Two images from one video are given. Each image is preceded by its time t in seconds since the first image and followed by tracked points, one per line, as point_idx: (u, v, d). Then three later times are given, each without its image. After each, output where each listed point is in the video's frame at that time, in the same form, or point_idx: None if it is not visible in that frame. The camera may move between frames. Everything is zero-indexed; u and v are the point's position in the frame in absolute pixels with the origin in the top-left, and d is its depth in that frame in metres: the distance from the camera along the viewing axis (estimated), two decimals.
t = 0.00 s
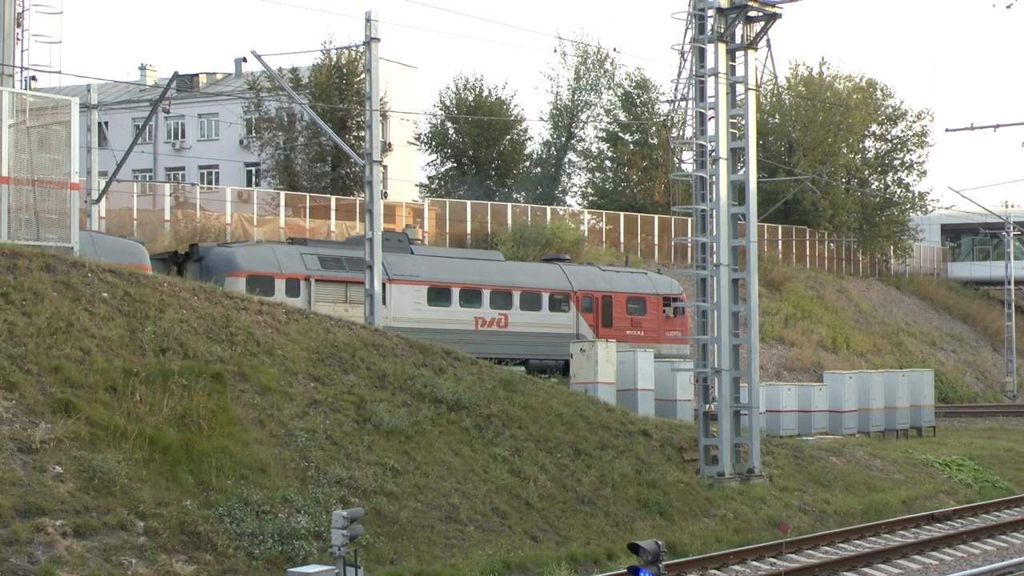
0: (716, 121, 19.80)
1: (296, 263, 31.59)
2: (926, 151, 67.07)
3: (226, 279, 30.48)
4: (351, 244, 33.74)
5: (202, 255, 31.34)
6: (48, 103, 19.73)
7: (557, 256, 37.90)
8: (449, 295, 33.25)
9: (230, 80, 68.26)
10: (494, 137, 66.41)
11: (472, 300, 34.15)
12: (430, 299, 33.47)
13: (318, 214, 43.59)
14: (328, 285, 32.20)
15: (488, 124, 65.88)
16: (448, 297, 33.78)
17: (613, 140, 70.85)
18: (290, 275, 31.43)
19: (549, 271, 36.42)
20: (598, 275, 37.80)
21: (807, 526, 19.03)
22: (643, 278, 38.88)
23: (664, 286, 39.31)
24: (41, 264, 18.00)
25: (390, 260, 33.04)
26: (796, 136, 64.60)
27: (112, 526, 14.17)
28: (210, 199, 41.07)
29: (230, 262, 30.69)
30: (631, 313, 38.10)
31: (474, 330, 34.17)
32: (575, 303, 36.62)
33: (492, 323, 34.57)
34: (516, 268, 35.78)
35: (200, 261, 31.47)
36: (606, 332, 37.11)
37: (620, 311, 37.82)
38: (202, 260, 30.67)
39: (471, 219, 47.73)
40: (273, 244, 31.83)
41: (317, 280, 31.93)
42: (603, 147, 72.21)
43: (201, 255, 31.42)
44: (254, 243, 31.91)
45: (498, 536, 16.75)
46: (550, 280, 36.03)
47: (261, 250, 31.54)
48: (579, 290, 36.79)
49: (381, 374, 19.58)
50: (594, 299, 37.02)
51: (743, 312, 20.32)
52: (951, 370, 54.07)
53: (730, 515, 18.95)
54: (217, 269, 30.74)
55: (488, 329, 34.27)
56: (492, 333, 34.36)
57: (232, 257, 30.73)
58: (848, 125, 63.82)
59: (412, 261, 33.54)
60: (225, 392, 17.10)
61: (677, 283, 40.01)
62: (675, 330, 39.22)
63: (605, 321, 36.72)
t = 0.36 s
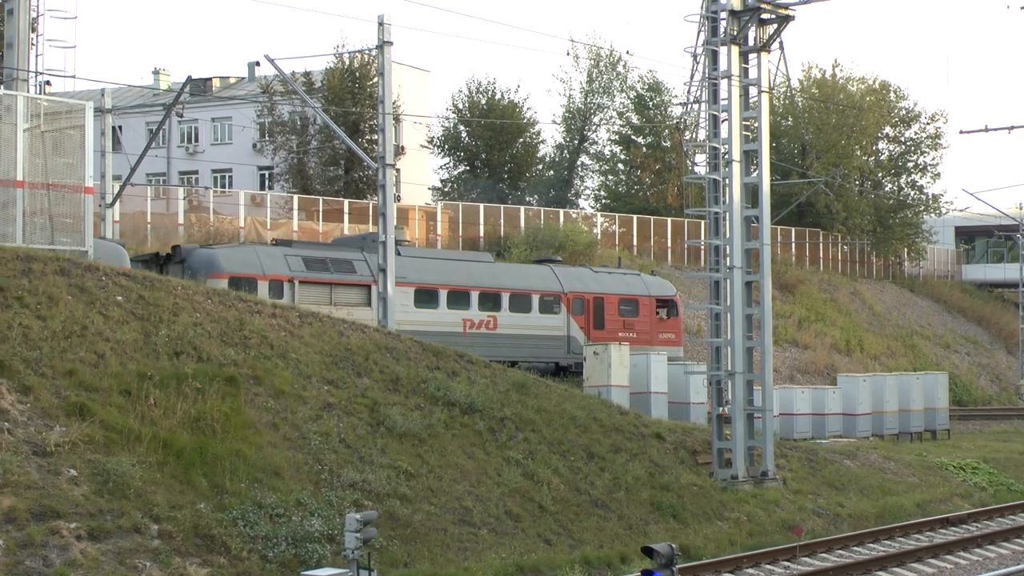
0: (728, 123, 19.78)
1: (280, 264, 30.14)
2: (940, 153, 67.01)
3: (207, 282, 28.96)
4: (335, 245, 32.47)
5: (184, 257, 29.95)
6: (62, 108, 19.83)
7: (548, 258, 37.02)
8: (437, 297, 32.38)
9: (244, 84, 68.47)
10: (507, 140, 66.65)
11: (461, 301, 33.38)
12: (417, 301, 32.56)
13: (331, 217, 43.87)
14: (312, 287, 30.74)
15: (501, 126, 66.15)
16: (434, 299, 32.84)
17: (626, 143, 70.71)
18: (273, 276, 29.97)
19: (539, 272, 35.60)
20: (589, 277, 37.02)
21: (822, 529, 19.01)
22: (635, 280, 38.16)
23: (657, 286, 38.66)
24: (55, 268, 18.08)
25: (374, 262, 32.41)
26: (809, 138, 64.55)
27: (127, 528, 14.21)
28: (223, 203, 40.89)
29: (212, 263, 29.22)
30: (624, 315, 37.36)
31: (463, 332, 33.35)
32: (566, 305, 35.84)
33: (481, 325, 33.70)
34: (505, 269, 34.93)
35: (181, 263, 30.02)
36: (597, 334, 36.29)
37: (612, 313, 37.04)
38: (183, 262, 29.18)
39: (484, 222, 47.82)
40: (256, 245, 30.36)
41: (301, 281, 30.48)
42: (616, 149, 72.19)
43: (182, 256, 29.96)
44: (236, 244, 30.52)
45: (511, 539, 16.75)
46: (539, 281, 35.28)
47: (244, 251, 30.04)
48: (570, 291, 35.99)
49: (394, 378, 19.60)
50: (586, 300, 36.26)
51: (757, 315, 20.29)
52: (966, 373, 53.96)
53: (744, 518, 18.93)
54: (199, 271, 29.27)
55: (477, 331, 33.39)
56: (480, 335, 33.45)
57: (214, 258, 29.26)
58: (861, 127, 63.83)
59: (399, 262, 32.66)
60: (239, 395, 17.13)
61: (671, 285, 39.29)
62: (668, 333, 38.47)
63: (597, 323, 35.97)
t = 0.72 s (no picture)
0: (744, 126, 19.80)
1: (265, 267, 30.34)
2: (956, 156, 66.85)
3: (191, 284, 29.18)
4: (324, 247, 32.56)
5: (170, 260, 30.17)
6: (79, 113, 19.88)
7: (540, 260, 37.17)
8: (424, 299, 32.63)
9: (260, 88, 68.69)
10: (522, 143, 66.94)
11: (449, 304, 33.64)
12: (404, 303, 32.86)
13: (347, 221, 43.68)
14: (297, 290, 30.86)
15: (515, 131, 66.50)
16: (423, 302, 33.15)
17: (641, 146, 70.55)
18: (259, 279, 30.16)
19: (529, 274, 35.88)
20: (582, 280, 37.12)
21: (839, 533, 18.96)
22: (629, 282, 38.12)
23: (651, 289, 38.53)
24: (72, 273, 18.17)
25: (364, 264, 32.54)
26: (824, 141, 64.40)
27: (144, 533, 14.23)
28: (239, 207, 41.39)
29: (196, 266, 29.46)
30: (617, 317, 37.43)
31: (451, 334, 33.60)
32: (558, 308, 35.98)
33: (470, 328, 33.95)
34: (496, 272, 35.18)
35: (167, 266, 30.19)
36: (590, 337, 36.47)
37: (605, 316, 37.05)
38: (169, 264, 29.40)
39: (499, 226, 47.91)
40: (241, 249, 30.63)
41: (286, 284, 30.64)
42: (631, 153, 72.14)
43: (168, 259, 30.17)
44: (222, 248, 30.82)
45: (527, 543, 16.75)
46: (529, 283, 35.51)
47: (228, 254, 30.31)
48: (561, 294, 36.14)
49: (409, 382, 19.62)
50: (578, 303, 36.43)
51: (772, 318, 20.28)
52: (983, 376, 53.74)
53: (760, 522, 18.91)
54: (183, 274, 29.48)
55: (466, 334, 33.70)
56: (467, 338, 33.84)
57: (199, 261, 29.50)
58: (876, 130, 63.65)
59: (386, 265, 32.98)
60: (255, 399, 17.17)
61: (666, 287, 39.19)
62: (664, 335, 38.38)
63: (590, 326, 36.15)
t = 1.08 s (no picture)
0: (772, 127, 19.87)
1: (262, 268, 30.04)
2: (986, 155, 66.49)
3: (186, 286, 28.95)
4: (323, 247, 32.30)
5: (166, 262, 29.96)
6: (108, 117, 20.08)
7: (545, 260, 36.96)
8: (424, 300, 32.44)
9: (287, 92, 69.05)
10: (548, 145, 66.98)
11: (452, 305, 33.39)
12: (405, 304, 32.65)
13: (373, 224, 43.97)
14: (295, 290, 30.56)
15: (542, 132, 66.58)
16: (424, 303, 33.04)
17: (667, 147, 70.59)
18: (256, 280, 29.88)
19: (534, 275, 35.60)
20: (588, 280, 36.85)
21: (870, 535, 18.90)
22: (635, 282, 37.88)
23: (658, 289, 38.29)
24: (103, 276, 18.27)
25: (363, 265, 32.22)
26: (852, 141, 64.13)
27: (176, 534, 14.30)
28: (267, 211, 41.50)
29: (192, 268, 29.22)
30: (623, 318, 37.14)
31: (454, 335, 33.30)
32: (563, 308, 35.78)
33: (473, 329, 33.68)
34: (499, 272, 34.88)
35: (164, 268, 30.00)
36: (596, 338, 36.20)
37: (611, 316, 36.79)
38: (165, 266, 29.18)
39: (525, 228, 47.98)
40: (238, 249, 30.35)
41: (284, 285, 30.36)
42: (658, 154, 72.16)
43: (165, 260, 29.96)
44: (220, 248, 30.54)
45: (556, 545, 16.76)
46: (533, 283, 35.28)
47: (225, 255, 30.04)
48: (566, 294, 35.92)
49: (438, 384, 19.65)
50: (583, 303, 36.10)
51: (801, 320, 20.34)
52: (1015, 377, 53.39)
53: (791, 524, 18.90)
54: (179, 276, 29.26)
55: (468, 336, 33.39)
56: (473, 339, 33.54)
57: (195, 262, 29.26)
58: (905, 130, 63.29)
59: (388, 266, 32.73)
60: (284, 401, 17.25)
61: (673, 287, 38.92)
62: (670, 335, 38.10)
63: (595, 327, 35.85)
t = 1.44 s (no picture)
0: (803, 126, 19.96)
1: (261, 267, 29.44)
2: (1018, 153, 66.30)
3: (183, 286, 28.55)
4: (324, 246, 31.74)
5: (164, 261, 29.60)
6: (140, 119, 20.06)
7: (551, 258, 36.61)
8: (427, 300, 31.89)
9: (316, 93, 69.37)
10: (579, 145, 67.15)
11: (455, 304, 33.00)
12: (408, 303, 32.08)
13: (405, 225, 43.82)
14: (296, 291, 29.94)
15: (572, 132, 66.68)
16: (427, 301, 32.50)
17: (698, 147, 70.37)
18: (254, 280, 29.28)
19: (541, 273, 35.27)
20: (595, 278, 36.45)
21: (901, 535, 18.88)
22: (643, 280, 37.43)
23: (666, 288, 37.76)
24: (136, 277, 18.34)
25: (366, 264, 31.63)
26: (884, 139, 64.00)
27: (208, 534, 14.36)
28: (298, 212, 41.68)
29: (189, 267, 28.86)
30: (631, 317, 36.61)
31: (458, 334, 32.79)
32: (569, 308, 35.38)
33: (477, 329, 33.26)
34: (504, 270, 34.37)
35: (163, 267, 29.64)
36: (602, 337, 35.72)
37: (618, 315, 36.26)
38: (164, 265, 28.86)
39: (555, 228, 47.98)
40: (238, 248, 29.76)
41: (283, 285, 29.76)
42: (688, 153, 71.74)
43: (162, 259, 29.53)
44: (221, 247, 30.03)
45: (588, 545, 16.76)
46: (540, 283, 34.83)
47: (224, 254, 29.49)
48: (573, 294, 35.48)
49: (469, 384, 19.67)
50: (590, 302, 35.63)
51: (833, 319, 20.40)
52: None
53: (822, 524, 18.96)
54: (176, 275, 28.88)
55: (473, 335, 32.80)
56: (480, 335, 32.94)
57: (192, 261, 28.84)
58: (937, 128, 63.19)
59: (390, 265, 32.13)
60: (316, 402, 17.29)
61: (681, 286, 38.38)
62: (679, 335, 37.54)
63: (602, 325, 35.42)
